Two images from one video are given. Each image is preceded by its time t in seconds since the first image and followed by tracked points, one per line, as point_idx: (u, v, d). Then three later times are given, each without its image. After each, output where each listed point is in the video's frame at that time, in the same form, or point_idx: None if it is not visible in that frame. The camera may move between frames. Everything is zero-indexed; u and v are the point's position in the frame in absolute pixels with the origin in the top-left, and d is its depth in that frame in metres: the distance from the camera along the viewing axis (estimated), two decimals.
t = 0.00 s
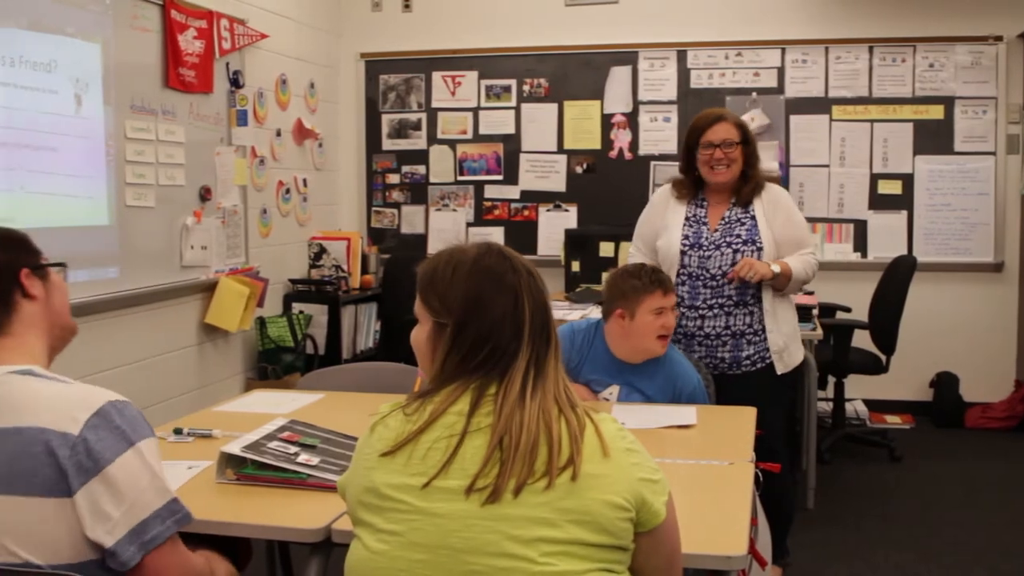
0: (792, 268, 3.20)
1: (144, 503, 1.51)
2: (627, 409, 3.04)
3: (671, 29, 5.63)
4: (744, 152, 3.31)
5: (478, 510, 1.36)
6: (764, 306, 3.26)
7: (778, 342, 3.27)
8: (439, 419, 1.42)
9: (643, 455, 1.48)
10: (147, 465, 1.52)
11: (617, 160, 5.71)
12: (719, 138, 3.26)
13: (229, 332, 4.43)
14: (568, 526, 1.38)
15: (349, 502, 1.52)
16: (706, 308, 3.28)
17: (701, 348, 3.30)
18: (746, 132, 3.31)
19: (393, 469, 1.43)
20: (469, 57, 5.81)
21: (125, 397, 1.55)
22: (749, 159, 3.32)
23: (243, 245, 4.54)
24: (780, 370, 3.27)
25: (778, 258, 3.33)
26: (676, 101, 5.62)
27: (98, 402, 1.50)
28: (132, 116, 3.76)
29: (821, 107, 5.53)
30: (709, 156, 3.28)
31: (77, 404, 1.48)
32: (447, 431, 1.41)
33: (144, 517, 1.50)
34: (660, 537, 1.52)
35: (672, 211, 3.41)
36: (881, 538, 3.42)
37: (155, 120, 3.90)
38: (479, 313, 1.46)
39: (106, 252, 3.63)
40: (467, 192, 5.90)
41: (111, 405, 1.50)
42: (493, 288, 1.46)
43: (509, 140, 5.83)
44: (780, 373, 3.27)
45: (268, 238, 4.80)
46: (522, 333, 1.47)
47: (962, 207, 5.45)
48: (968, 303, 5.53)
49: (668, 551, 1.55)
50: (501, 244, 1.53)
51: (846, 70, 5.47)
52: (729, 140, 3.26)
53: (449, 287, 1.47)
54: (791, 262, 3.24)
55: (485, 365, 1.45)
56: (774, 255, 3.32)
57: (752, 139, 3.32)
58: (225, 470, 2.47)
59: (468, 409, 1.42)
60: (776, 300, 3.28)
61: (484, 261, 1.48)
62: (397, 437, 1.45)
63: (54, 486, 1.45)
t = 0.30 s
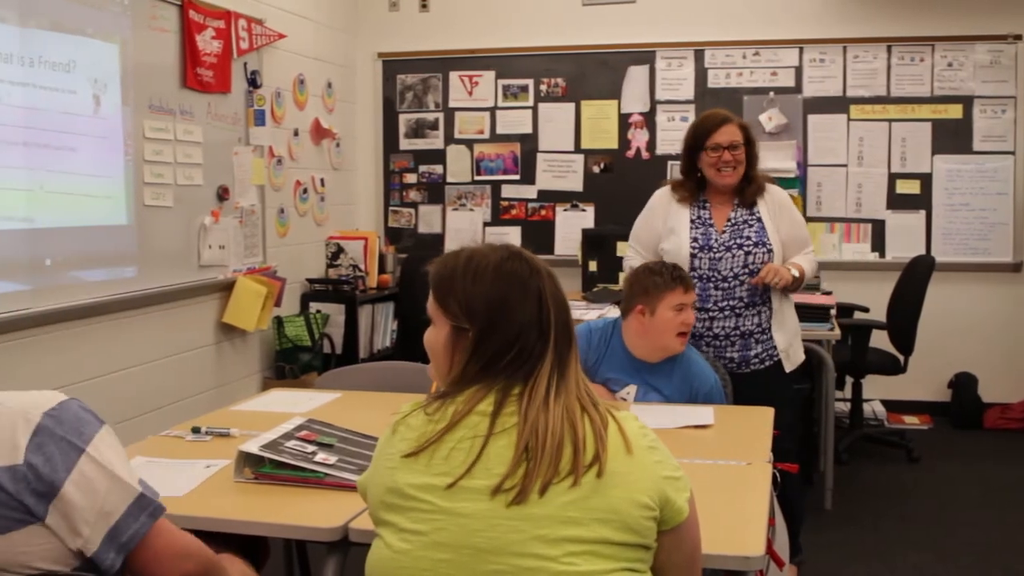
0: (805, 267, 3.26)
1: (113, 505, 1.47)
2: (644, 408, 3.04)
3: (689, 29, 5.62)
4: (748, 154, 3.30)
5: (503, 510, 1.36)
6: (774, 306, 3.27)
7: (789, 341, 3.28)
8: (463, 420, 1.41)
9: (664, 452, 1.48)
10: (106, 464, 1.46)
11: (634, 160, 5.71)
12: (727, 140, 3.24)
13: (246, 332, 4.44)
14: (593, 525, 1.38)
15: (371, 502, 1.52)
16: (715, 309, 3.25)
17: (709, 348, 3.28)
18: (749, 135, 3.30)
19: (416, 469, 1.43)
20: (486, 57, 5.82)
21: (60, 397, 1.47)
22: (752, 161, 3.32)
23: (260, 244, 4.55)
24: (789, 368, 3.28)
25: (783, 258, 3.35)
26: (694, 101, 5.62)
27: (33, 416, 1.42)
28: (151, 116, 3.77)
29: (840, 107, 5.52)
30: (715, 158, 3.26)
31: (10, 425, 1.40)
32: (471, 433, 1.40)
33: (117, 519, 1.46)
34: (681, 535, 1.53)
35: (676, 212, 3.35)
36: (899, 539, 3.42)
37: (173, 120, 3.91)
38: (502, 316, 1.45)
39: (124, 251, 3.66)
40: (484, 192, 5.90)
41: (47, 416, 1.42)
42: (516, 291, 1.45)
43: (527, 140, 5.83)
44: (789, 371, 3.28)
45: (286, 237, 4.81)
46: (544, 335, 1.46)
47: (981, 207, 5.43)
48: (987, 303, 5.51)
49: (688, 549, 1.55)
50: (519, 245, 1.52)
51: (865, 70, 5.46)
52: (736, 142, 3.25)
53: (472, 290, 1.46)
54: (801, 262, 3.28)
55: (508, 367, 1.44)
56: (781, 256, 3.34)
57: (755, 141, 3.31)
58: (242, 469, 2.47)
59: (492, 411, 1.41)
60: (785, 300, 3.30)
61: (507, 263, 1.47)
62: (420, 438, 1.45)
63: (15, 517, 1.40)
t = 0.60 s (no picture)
0: (815, 266, 3.22)
1: (123, 503, 1.46)
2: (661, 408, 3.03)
3: (706, 29, 5.61)
4: (752, 154, 3.26)
5: (523, 511, 1.36)
6: (785, 306, 3.24)
7: (799, 341, 3.26)
8: (483, 421, 1.41)
9: (683, 452, 1.47)
10: (114, 462, 1.46)
11: (651, 160, 5.70)
12: (728, 140, 3.21)
13: (263, 332, 4.46)
14: (613, 525, 1.37)
15: (390, 502, 1.52)
16: (725, 310, 3.24)
17: (719, 349, 3.26)
18: (754, 135, 3.25)
19: (436, 470, 1.43)
20: (503, 57, 5.82)
21: (64, 396, 1.46)
22: (757, 163, 3.28)
23: (278, 244, 4.57)
24: (799, 368, 3.26)
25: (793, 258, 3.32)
26: (711, 101, 5.61)
27: (36, 417, 1.40)
28: (168, 116, 3.78)
29: (857, 107, 5.50)
30: (715, 158, 3.23)
31: (15, 426, 1.38)
32: (491, 434, 1.40)
33: (128, 517, 1.46)
34: (702, 535, 1.52)
35: (685, 212, 3.34)
36: (917, 540, 3.40)
37: (191, 120, 3.92)
38: (521, 319, 1.45)
39: (141, 251, 3.67)
40: (500, 192, 5.91)
41: (52, 415, 1.41)
42: (533, 293, 1.46)
43: (543, 140, 5.83)
44: (799, 371, 3.27)
45: (303, 237, 4.82)
46: (562, 338, 1.47)
47: (999, 208, 5.41)
48: (1005, 304, 5.48)
49: (707, 550, 1.55)
50: (536, 248, 1.52)
51: (882, 70, 5.44)
52: (738, 142, 3.21)
53: (488, 291, 1.46)
54: (811, 262, 3.25)
55: (527, 369, 1.44)
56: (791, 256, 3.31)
57: (762, 141, 3.26)
58: (260, 468, 2.48)
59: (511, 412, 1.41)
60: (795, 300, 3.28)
61: (524, 266, 1.47)
62: (439, 439, 1.45)
63: (25, 520, 1.38)
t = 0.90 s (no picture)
0: (829, 267, 3.18)
1: (135, 511, 1.49)
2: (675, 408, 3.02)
3: (723, 29, 5.60)
4: (761, 154, 3.22)
5: (540, 510, 1.36)
6: (797, 307, 3.22)
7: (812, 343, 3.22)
8: (500, 421, 1.41)
9: (700, 450, 1.47)
10: (126, 470, 1.48)
11: (666, 160, 5.70)
12: (732, 139, 3.19)
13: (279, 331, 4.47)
14: (630, 524, 1.37)
15: (406, 500, 1.52)
16: (735, 309, 3.23)
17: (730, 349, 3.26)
18: (764, 134, 3.21)
19: (453, 469, 1.43)
20: (518, 57, 5.82)
21: (78, 403, 1.48)
22: (767, 162, 3.23)
23: (293, 244, 4.58)
24: (813, 370, 3.23)
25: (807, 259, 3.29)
26: (727, 101, 5.60)
27: (49, 424, 1.43)
28: (184, 116, 3.79)
29: (873, 106, 5.48)
30: (720, 157, 3.23)
31: (27, 434, 1.42)
32: (508, 433, 1.40)
33: (138, 525, 1.49)
34: (717, 535, 1.52)
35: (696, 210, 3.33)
36: (934, 541, 3.39)
37: (207, 120, 3.93)
38: (537, 320, 1.45)
39: (157, 250, 3.68)
40: (516, 191, 5.90)
41: (64, 423, 1.44)
42: (549, 295, 1.45)
43: (558, 140, 5.83)
44: (812, 373, 3.23)
45: (318, 237, 4.83)
46: (578, 338, 1.46)
47: (1016, 208, 5.39)
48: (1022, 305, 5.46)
49: (723, 550, 1.54)
50: (552, 249, 1.52)
51: (899, 69, 5.43)
52: (743, 141, 3.18)
53: (505, 292, 1.46)
54: (825, 263, 3.21)
55: (544, 369, 1.44)
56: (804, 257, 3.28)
57: (772, 140, 3.21)
58: (275, 467, 2.48)
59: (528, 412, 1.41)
60: (809, 301, 3.23)
61: (540, 267, 1.47)
62: (456, 438, 1.45)
63: (38, 524, 1.43)
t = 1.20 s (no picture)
0: (840, 266, 3.10)
1: (142, 515, 1.48)
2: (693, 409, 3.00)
3: (740, 29, 5.59)
4: (770, 141, 3.20)
5: (558, 509, 1.36)
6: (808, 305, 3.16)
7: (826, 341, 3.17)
8: (518, 419, 1.41)
9: (717, 449, 1.47)
10: (131, 474, 1.47)
11: (683, 160, 5.69)
12: (738, 126, 3.21)
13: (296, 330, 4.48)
14: (648, 523, 1.37)
15: (424, 499, 1.52)
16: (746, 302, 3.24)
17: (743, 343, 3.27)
18: (772, 121, 3.20)
19: (471, 468, 1.43)
20: (534, 56, 5.82)
21: (83, 407, 1.48)
22: (778, 148, 3.20)
23: (310, 243, 4.59)
24: (826, 365, 3.18)
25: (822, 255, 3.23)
26: (744, 100, 5.59)
27: (55, 430, 1.44)
28: (201, 116, 3.80)
29: (890, 106, 5.47)
30: (730, 145, 3.24)
31: (32, 439, 1.42)
32: (526, 432, 1.40)
33: (146, 528, 1.48)
34: (735, 535, 1.52)
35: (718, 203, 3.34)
36: (953, 542, 3.38)
37: (224, 120, 3.94)
38: (557, 319, 1.45)
39: (175, 250, 3.69)
40: (532, 191, 5.91)
41: (67, 428, 1.44)
42: (569, 295, 1.45)
43: (575, 140, 5.83)
44: (826, 369, 3.19)
45: (335, 236, 4.84)
46: (598, 340, 1.46)
47: None
48: None
49: (740, 551, 1.54)
50: (572, 249, 1.52)
51: (917, 68, 5.41)
52: (749, 128, 3.19)
53: (525, 292, 1.46)
54: (836, 261, 3.12)
55: (563, 368, 1.44)
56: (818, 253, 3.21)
57: (780, 127, 3.19)
58: (292, 466, 2.48)
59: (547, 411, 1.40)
60: (822, 299, 3.16)
61: (561, 267, 1.47)
62: (474, 437, 1.45)
63: (47, 529, 1.43)
